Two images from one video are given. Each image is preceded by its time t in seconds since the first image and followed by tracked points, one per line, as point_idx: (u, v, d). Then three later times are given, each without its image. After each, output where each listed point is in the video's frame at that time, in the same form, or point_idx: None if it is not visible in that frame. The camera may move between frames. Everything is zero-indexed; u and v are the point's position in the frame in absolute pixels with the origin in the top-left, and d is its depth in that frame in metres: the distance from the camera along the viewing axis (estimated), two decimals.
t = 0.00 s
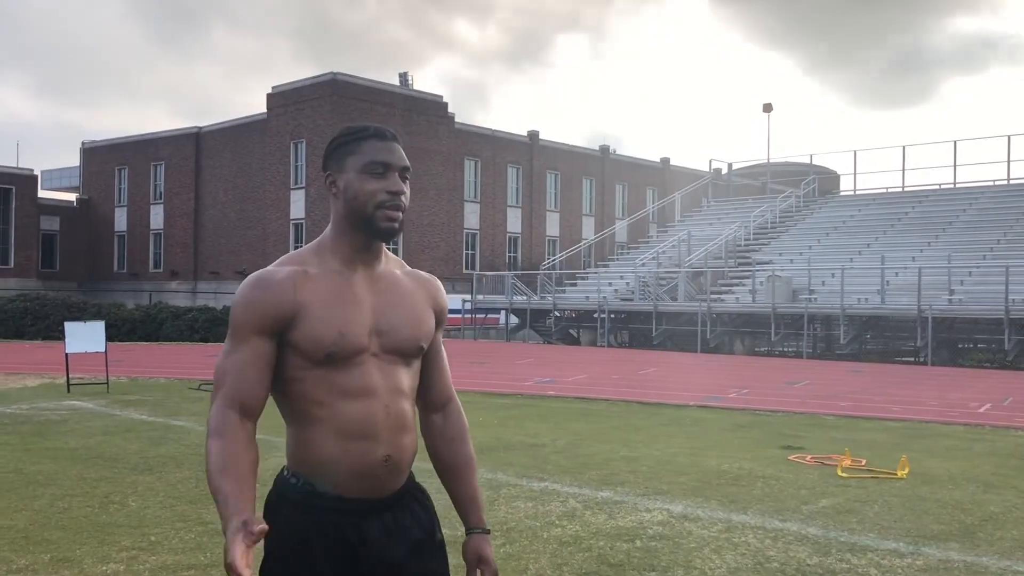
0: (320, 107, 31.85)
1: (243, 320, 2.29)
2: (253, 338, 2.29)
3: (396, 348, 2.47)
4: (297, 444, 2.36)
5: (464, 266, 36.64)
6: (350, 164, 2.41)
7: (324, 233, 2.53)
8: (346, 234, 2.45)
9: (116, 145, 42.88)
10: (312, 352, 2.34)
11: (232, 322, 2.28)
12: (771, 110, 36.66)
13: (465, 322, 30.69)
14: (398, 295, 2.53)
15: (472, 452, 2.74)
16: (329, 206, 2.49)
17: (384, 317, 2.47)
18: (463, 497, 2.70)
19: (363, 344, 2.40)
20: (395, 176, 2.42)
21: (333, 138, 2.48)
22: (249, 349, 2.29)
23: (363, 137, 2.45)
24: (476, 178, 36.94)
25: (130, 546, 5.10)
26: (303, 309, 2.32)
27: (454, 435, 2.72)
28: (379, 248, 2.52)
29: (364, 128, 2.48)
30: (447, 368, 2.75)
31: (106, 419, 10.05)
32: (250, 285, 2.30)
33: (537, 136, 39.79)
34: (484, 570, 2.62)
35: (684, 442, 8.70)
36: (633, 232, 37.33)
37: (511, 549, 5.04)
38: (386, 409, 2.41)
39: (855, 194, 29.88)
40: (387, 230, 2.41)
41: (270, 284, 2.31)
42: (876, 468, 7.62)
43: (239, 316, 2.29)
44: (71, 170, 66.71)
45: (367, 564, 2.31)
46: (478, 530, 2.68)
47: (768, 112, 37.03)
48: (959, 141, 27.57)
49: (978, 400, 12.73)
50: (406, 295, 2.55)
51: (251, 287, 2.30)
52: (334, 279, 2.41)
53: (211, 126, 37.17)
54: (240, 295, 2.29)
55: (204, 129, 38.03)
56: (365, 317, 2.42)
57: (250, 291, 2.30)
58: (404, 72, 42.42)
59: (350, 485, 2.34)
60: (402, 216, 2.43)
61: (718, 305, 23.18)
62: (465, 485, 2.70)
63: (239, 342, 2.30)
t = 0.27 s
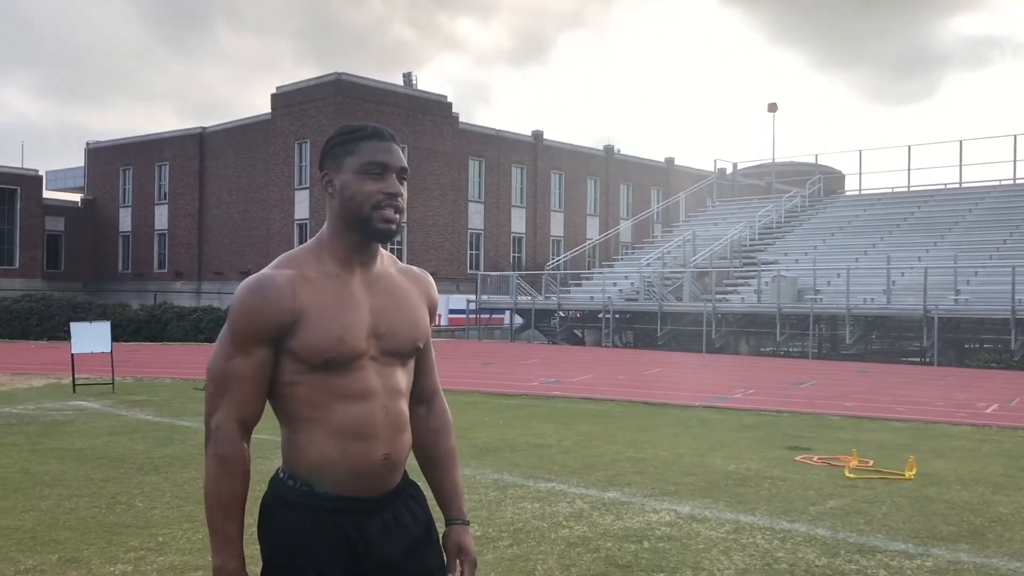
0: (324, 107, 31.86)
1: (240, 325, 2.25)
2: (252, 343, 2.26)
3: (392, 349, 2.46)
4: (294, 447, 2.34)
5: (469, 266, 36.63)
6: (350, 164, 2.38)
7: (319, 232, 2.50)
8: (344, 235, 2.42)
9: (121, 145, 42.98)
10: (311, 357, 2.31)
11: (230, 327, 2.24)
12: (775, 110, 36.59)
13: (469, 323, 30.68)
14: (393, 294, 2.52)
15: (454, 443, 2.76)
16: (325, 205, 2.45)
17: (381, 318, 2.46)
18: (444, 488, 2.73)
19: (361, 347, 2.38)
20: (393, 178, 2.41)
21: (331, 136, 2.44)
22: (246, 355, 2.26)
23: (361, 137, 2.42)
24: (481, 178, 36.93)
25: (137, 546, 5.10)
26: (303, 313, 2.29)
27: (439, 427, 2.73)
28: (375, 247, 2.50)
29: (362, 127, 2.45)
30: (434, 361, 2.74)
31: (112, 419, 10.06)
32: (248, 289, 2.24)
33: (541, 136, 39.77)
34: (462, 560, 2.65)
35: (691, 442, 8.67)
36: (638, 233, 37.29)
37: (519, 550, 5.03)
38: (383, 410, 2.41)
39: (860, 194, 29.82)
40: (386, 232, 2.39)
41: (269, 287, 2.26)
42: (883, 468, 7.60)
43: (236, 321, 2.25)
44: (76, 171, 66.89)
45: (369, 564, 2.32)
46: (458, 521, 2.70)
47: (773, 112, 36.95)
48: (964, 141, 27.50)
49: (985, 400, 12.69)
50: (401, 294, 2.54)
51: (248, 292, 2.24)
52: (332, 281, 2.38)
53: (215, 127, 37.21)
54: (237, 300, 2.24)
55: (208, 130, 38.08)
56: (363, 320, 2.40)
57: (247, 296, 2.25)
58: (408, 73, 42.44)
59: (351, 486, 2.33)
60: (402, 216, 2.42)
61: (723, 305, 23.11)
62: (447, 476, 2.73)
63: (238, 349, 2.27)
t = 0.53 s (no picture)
0: (328, 107, 31.86)
1: (239, 327, 2.30)
2: (249, 344, 2.30)
3: (397, 351, 2.43)
4: (298, 447, 2.35)
5: (472, 266, 36.63)
6: (354, 166, 2.38)
7: (327, 234, 2.51)
8: (347, 237, 2.42)
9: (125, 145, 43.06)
10: (308, 359, 2.32)
11: (228, 328, 2.29)
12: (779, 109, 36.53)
13: (473, 322, 30.69)
14: (400, 296, 2.49)
15: (477, 449, 2.71)
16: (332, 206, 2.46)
17: (385, 320, 2.44)
18: (466, 494, 2.68)
19: (362, 349, 2.37)
20: (397, 180, 2.38)
21: (339, 138, 2.45)
22: (245, 356, 2.31)
23: (369, 139, 2.41)
24: (484, 178, 36.93)
25: (144, 547, 5.10)
26: (299, 315, 2.31)
27: (459, 433, 2.69)
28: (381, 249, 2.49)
29: (372, 130, 2.44)
30: (455, 365, 2.71)
31: (117, 419, 10.07)
32: (245, 290, 2.28)
33: (544, 137, 39.77)
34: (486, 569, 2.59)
35: (696, 443, 8.66)
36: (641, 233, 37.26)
37: (526, 551, 5.02)
38: (387, 411, 2.38)
39: (864, 194, 29.77)
40: (387, 233, 2.37)
41: (266, 290, 2.30)
42: (890, 469, 7.58)
43: (235, 322, 2.30)
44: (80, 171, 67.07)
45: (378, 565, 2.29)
46: (477, 530, 2.67)
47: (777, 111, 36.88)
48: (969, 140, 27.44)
49: (990, 400, 12.66)
50: (409, 296, 2.51)
51: (246, 293, 2.29)
52: (333, 283, 2.38)
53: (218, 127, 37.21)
54: (235, 301, 2.28)
55: (212, 130, 38.14)
56: (364, 321, 2.39)
57: (244, 297, 2.29)
58: (412, 73, 42.45)
59: (355, 487, 2.31)
60: (405, 222, 2.41)
61: (727, 305, 23.09)
62: (470, 483, 2.68)
63: (237, 350, 2.31)
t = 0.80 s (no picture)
0: (331, 108, 31.87)
1: (266, 327, 2.28)
2: (276, 345, 2.28)
3: (422, 354, 2.43)
4: (325, 450, 2.35)
5: (475, 266, 36.60)
6: (382, 164, 2.38)
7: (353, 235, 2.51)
8: (374, 237, 2.42)
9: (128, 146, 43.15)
10: (336, 360, 2.31)
11: (255, 328, 2.27)
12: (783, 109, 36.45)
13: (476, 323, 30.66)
14: (424, 297, 2.48)
15: (512, 453, 2.69)
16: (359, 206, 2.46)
17: (410, 321, 2.43)
18: (501, 500, 2.65)
19: (388, 351, 2.37)
20: (425, 179, 2.39)
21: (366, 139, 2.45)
22: (272, 357, 2.28)
23: (396, 138, 2.42)
24: (487, 178, 36.91)
25: (148, 548, 5.09)
26: (328, 316, 2.30)
27: (492, 435, 2.67)
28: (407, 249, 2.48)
29: (398, 129, 2.45)
30: (485, 367, 2.71)
31: (121, 419, 10.08)
32: (274, 291, 2.28)
33: (547, 137, 39.74)
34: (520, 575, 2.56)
35: (701, 443, 8.64)
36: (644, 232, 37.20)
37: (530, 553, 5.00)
38: (412, 414, 2.38)
39: (868, 193, 29.71)
40: (414, 231, 2.37)
41: (294, 290, 2.29)
42: (895, 470, 7.55)
43: (262, 324, 2.28)
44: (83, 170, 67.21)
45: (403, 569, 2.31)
46: (517, 533, 2.62)
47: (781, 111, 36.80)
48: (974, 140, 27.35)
49: (996, 400, 12.62)
50: (434, 298, 2.51)
51: (274, 294, 2.28)
52: (360, 283, 2.38)
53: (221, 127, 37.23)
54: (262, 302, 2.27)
55: (215, 130, 38.18)
56: (390, 323, 2.39)
57: (272, 297, 2.28)
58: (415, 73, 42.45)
59: (381, 491, 2.32)
60: (431, 221, 2.41)
61: (731, 306, 23.08)
62: (504, 487, 2.65)
63: (264, 350, 2.28)
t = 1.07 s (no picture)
0: (333, 108, 31.85)
1: (329, 328, 2.19)
2: (341, 346, 2.20)
3: (477, 358, 2.40)
4: (377, 458, 2.28)
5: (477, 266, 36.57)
6: (443, 160, 2.35)
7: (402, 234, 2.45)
8: (432, 236, 2.37)
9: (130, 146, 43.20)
10: (399, 365, 2.25)
11: (317, 329, 2.18)
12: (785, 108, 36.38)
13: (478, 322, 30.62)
14: (476, 301, 2.45)
15: (541, 465, 2.59)
16: (412, 204, 2.40)
17: (466, 325, 2.40)
18: (527, 516, 2.51)
19: (446, 357, 2.33)
20: (486, 175, 2.37)
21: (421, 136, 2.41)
22: (336, 360, 2.20)
23: (453, 135, 2.39)
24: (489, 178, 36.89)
25: (149, 550, 5.06)
26: (393, 317, 2.23)
27: (525, 446, 2.59)
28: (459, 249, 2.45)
29: (452, 127, 2.42)
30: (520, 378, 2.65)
31: (122, 420, 10.06)
32: (339, 289, 2.20)
33: (550, 136, 39.70)
34: None
35: (704, 444, 8.60)
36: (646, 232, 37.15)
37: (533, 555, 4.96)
38: (467, 420, 2.35)
39: (871, 193, 29.65)
40: (477, 228, 2.33)
41: (359, 289, 2.21)
42: (900, 471, 7.51)
43: (326, 325, 2.19)
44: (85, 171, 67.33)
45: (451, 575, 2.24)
46: (538, 551, 2.47)
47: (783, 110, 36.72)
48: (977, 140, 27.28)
49: (1000, 401, 12.58)
50: (485, 300, 2.48)
51: (339, 293, 2.20)
52: (420, 284, 2.32)
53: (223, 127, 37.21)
54: (325, 302, 2.19)
55: (217, 130, 38.19)
56: (448, 326, 2.35)
57: (335, 296, 2.20)
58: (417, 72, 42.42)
59: (434, 499, 2.26)
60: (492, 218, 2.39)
61: (733, 306, 23.05)
62: (533, 501, 2.53)
63: (327, 353, 2.20)
